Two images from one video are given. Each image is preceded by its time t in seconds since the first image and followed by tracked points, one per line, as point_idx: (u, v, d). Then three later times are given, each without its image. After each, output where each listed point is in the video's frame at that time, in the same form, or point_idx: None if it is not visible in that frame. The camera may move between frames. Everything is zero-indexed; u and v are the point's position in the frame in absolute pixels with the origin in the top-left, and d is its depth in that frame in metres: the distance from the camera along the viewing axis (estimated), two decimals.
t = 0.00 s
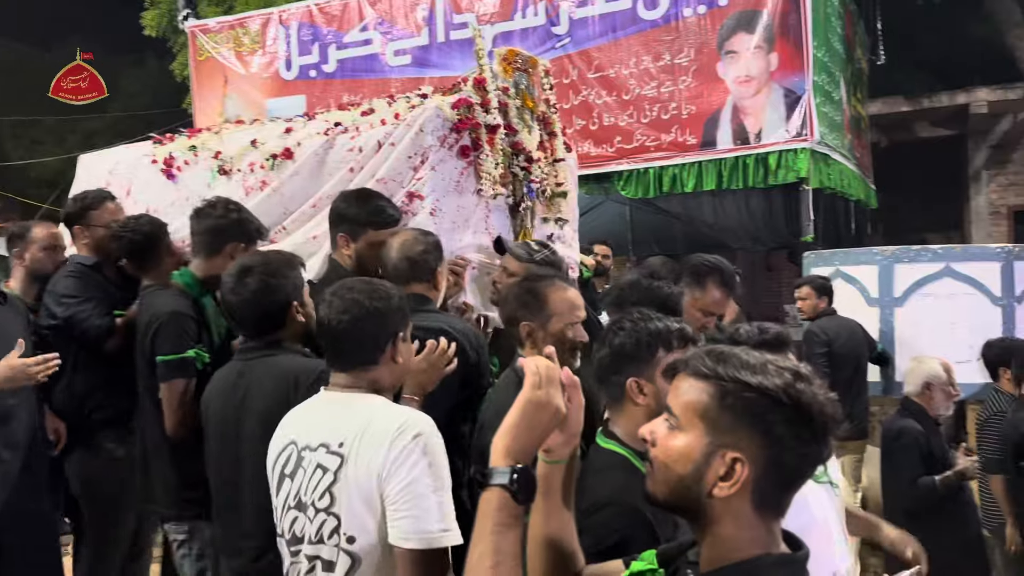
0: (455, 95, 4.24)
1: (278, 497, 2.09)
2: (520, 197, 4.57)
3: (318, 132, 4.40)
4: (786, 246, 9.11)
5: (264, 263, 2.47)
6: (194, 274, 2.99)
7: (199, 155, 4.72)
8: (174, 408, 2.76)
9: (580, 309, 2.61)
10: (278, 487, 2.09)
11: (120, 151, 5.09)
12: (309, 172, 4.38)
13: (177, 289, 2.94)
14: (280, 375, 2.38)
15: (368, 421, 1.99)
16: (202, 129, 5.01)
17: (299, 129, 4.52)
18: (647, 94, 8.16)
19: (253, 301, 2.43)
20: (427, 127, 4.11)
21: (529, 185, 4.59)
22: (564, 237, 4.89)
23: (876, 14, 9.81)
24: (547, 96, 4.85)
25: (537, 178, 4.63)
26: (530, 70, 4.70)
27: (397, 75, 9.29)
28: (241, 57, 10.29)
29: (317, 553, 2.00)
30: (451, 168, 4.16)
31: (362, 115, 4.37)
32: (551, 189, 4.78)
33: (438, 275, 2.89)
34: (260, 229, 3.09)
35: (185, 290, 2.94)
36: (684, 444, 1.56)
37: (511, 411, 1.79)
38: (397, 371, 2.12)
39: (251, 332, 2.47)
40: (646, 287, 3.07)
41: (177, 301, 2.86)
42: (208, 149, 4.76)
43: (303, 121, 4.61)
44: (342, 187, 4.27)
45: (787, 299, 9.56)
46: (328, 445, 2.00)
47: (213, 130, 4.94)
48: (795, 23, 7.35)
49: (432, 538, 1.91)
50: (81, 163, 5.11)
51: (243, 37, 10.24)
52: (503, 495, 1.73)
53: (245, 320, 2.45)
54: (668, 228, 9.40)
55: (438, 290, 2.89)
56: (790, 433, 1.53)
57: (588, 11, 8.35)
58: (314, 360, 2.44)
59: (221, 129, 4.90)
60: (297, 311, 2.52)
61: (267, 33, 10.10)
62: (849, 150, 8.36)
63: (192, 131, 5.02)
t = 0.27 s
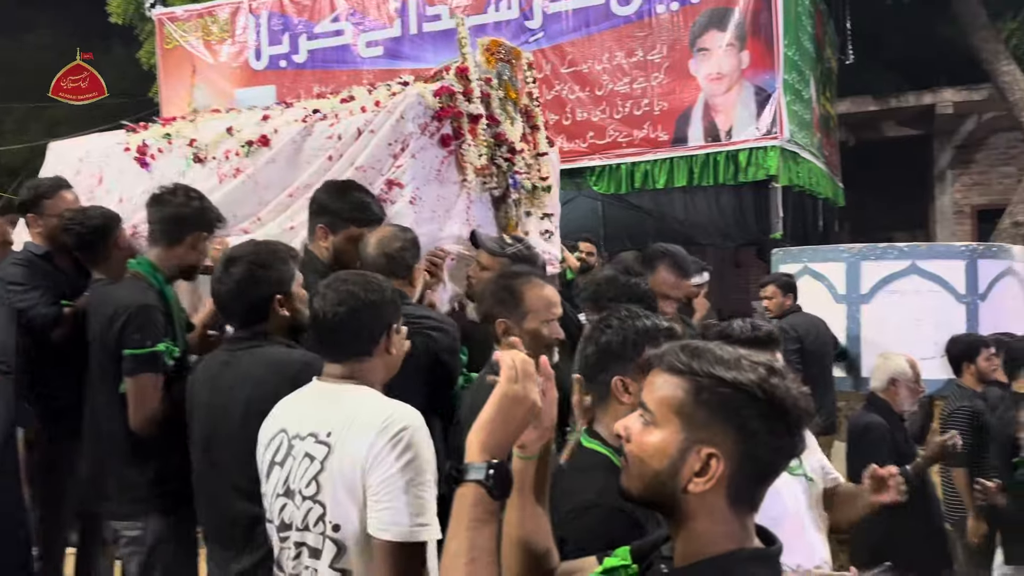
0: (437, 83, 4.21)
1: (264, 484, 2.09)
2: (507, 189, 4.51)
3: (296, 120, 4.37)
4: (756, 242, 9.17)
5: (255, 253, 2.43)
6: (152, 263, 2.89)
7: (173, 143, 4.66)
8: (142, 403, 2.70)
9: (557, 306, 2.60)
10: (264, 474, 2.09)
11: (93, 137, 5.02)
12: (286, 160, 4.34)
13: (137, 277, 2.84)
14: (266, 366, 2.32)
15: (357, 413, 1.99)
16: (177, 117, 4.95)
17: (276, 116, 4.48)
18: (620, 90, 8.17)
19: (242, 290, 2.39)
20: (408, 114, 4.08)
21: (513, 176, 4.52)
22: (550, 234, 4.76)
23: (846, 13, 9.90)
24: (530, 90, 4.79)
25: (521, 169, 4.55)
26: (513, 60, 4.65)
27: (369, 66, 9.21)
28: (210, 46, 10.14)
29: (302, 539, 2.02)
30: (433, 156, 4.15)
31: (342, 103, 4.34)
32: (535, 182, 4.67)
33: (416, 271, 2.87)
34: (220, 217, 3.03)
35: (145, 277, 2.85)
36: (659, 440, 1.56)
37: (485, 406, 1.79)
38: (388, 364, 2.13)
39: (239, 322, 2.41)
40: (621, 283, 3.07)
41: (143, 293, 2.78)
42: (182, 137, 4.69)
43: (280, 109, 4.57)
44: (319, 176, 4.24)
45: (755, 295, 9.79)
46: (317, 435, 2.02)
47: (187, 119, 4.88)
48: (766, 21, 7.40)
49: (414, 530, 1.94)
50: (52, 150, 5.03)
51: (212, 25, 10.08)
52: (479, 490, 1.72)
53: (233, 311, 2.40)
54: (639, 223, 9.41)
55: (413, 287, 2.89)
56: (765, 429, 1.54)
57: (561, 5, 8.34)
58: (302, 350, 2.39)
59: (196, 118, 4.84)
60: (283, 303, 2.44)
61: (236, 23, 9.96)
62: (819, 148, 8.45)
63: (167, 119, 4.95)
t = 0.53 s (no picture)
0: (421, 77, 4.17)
1: (250, 484, 2.00)
2: (490, 184, 4.53)
3: (277, 110, 4.31)
4: (727, 239, 9.23)
5: (238, 248, 2.35)
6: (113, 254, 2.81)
7: (151, 132, 4.58)
8: (114, 398, 2.66)
9: (540, 304, 2.57)
10: (250, 473, 1.99)
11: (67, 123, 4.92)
12: (264, 150, 4.28)
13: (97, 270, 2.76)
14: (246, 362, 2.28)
15: (354, 412, 1.92)
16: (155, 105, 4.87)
17: (257, 106, 4.42)
18: (594, 85, 8.18)
19: (225, 284, 2.34)
20: (392, 107, 4.03)
21: (499, 174, 4.53)
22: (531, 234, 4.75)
23: (818, 13, 9.99)
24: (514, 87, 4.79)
25: (507, 166, 4.56)
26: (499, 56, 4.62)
27: (342, 58, 9.13)
28: (179, 34, 9.99)
29: (292, 542, 1.93)
30: (416, 150, 4.07)
31: (324, 94, 4.29)
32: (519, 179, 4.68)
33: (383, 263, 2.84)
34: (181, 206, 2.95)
35: (104, 270, 2.77)
36: (634, 436, 1.56)
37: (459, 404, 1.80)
38: (379, 360, 2.06)
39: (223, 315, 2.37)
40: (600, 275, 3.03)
41: (106, 285, 2.72)
42: (159, 125, 4.62)
43: (260, 99, 4.51)
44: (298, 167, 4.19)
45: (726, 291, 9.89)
46: (311, 435, 1.93)
47: (166, 107, 4.82)
48: (740, 19, 7.45)
49: (413, 532, 1.89)
50: (25, 135, 4.93)
51: (181, 14, 9.93)
52: (453, 489, 1.70)
53: (215, 305, 2.36)
54: (612, 219, 9.42)
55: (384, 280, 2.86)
56: (739, 425, 1.55)
57: None
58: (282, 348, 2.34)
59: (175, 106, 4.77)
60: (262, 301, 2.37)
61: (207, 11, 9.82)
62: (790, 147, 8.53)
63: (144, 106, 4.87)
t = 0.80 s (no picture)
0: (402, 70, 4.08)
1: (229, 483, 1.96)
2: (470, 180, 4.53)
3: (254, 103, 4.24)
4: (702, 236, 9.28)
5: (229, 251, 2.28)
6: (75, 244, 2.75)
7: (128, 124, 4.50)
8: (85, 390, 2.61)
9: (535, 301, 2.52)
10: (230, 471, 1.95)
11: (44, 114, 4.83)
12: (241, 142, 4.23)
13: (58, 261, 2.70)
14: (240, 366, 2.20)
15: (338, 411, 1.88)
16: (134, 96, 4.79)
17: (235, 99, 4.35)
18: (571, 81, 8.18)
19: (216, 289, 2.26)
20: (370, 102, 3.93)
21: (478, 168, 4.57)
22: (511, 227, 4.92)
23: (792, 13, 10.06)
24: (497, 80, 4.79)
25: (487, 160, 4.62)
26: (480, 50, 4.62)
27: (317, 49, 9.05)
28: (151, 23, 9.83)
29: (275, 539, 1.89)
30: (395, 145, 4.02)
31: (302, 87, 4.22)
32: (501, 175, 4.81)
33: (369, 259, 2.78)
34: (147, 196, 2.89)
35: (65, 260, 2.70)
36: (607, 433, 1.54)
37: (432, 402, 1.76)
38: (360, 357, 2.03)
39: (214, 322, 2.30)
40: (584, 270, 3.00)
41: (68, 275, 2.66)
42: (137, 117, 4.53)
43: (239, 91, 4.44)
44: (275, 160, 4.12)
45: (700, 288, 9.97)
46: (295, 433, 1.89)
47: (145, 98, 4.73)
48: (716, 16, 7.49)
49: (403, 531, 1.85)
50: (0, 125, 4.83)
51: (154, 3, 9.78)
52: (426, 487, 1.68)
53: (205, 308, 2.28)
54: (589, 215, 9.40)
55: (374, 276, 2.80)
56: (712, 418, 1.54)
57: None
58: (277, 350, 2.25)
59: (152, 97, 4.68)
60: (254, 303, 2.30)
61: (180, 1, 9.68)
62: (764, 144, 8.58)
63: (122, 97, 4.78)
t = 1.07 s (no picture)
0: (387, 68, 4.09)
1: (203, 474, 1.95)
2: (452, 177, 4.47)
3: (236, 97, 4.18)
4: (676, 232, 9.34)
5: (231, 243, 2.19)
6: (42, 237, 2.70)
7: (109, 115, 4.41)
8: (42, 384, 2.55)
9: (528, 300, 2.53)
10: (205, 463, 1.95)
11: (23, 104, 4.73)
12: (222, 135, 4.15)
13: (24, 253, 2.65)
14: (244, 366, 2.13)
15: (315, 410, 1.85)
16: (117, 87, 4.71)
17: (218, 92, 4.29)
18: (547, 76, 8.17)
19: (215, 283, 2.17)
20: (354, 98, 3.91)
21: (461, 166, 4.51)
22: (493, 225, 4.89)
23: (767, 11, 10.13)
24: (482, 79, 4.86)
25: (469, 158, 4.55)
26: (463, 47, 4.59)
27: (291, 40, 8.97)
28: (122, 12, 9.68)
29: (237, 537, 1.88)
30: (378, 142, 3.99)
31: (285, 82, 4.18)
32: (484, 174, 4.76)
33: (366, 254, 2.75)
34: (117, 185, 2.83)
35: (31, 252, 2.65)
36: (585, 425, 1.55)
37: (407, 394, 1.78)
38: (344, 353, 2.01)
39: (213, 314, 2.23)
40: (571, 267, 3.00)
41: (31, 268, 2.61)
42: (119, 109, 4.45)
43: (223, 84, 4.39)
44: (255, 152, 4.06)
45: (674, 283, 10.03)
46: (268, 429, 1.87)
47: (127, 90, 4.65)
48: (691, 13, 7.52)
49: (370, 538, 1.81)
50: None
51: None
52: (404, 480, 1.67)
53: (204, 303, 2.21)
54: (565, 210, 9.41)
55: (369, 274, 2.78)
56: (690, 409, 1.55)
57: None
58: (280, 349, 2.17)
59: (136, 89, 4.62)
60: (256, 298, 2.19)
61: None
62: (737, 141, 8.64)
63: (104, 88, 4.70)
